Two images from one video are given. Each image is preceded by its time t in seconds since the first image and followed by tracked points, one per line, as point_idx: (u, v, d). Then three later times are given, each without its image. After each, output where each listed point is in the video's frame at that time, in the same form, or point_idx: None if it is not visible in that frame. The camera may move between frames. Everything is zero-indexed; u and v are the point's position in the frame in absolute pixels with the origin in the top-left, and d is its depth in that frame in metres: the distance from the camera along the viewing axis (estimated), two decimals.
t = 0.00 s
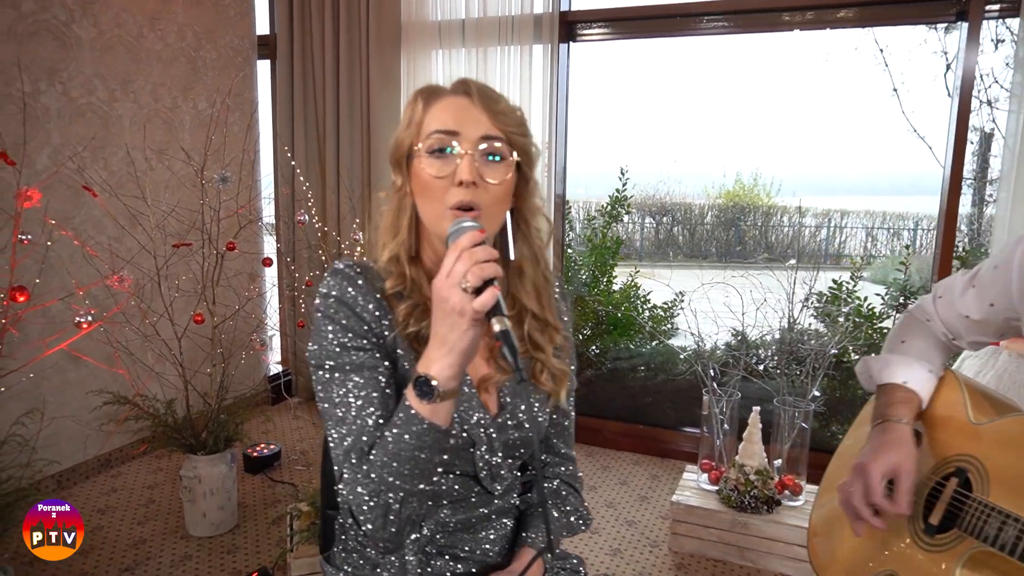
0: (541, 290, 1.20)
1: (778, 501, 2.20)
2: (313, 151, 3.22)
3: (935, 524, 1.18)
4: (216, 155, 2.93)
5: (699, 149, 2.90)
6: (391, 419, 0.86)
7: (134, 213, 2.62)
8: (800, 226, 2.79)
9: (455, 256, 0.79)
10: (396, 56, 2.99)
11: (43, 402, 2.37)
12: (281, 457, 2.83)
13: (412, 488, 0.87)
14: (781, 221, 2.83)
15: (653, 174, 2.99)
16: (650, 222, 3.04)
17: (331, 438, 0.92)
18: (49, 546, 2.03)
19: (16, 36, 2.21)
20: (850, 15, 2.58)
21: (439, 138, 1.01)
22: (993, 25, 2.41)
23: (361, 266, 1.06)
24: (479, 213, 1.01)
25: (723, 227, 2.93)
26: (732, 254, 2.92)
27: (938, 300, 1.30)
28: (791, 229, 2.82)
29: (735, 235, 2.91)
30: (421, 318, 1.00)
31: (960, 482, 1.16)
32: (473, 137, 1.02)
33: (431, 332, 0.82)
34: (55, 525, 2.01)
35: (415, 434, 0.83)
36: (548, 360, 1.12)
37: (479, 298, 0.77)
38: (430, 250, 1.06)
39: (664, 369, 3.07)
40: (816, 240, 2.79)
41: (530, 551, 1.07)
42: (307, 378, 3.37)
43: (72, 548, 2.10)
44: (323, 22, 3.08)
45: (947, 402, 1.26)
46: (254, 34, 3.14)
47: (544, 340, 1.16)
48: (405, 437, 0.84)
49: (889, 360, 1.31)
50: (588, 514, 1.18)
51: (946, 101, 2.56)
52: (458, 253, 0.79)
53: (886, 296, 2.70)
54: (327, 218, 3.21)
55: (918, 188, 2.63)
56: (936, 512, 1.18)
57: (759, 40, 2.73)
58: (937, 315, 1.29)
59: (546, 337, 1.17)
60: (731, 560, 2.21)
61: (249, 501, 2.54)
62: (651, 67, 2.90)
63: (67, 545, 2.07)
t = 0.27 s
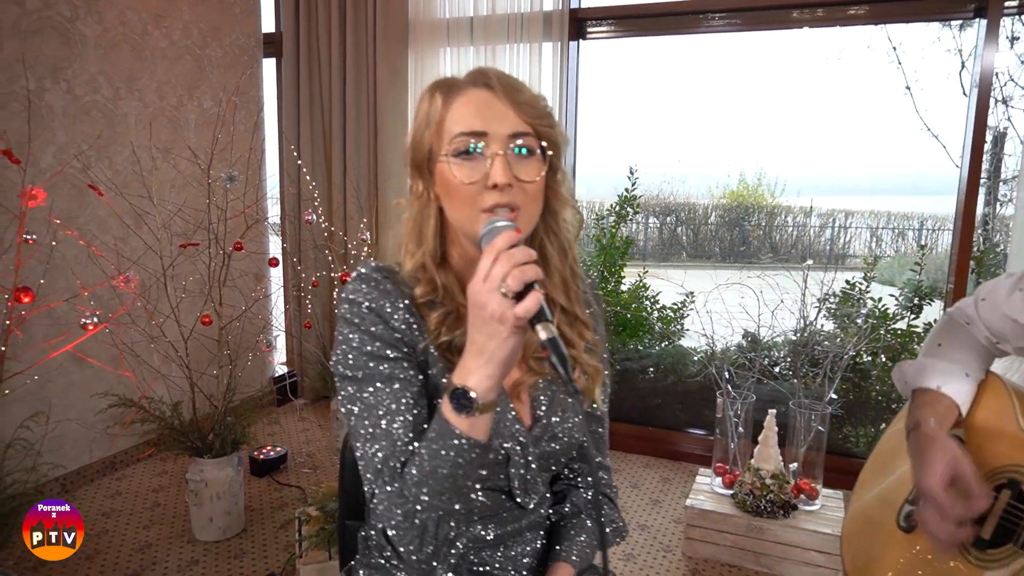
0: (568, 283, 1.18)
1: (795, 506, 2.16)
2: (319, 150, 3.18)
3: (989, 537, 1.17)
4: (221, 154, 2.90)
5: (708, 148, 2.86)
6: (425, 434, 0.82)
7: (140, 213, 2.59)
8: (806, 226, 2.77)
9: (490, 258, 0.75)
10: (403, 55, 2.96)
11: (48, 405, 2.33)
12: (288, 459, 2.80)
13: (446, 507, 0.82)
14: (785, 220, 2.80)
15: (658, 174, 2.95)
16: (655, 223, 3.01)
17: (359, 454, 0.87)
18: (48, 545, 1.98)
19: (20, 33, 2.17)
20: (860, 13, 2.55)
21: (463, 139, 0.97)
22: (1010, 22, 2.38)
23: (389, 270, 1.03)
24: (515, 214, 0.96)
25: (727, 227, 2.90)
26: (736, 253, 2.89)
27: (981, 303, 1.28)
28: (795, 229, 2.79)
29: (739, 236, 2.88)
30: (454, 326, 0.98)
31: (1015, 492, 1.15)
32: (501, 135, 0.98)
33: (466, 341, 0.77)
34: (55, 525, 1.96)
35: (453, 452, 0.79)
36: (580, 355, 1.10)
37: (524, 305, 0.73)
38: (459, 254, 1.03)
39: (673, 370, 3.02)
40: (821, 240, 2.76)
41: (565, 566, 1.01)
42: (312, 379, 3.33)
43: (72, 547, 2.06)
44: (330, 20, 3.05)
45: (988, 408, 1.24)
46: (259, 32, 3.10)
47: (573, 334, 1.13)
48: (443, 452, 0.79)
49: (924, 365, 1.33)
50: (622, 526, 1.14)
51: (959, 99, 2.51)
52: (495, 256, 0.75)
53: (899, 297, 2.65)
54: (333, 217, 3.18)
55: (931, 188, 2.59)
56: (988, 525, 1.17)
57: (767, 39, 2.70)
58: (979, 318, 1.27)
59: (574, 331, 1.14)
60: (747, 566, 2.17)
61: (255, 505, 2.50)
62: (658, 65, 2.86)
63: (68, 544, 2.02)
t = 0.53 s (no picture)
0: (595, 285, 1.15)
1: (810, 512, 2.12)
2: (323, 150, 3.15)
3: None
4: (225, 154, 2.86)
5: (715, 148, 2.82)
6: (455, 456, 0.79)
7: (142, 213, 2.55)
8: (806, 227, 2.73)
9: (526, 273, 0.72)
10: (408, 54, 2.92)
11: (49, 409, 2.29)
12: (292, 464, 2.76)
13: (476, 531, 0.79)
14: (787, 222, 2.76)
15: (659, 176, 2.90)
16: (656, 223, 2.96)
17: (383, 475, 0.84)
18: (48, 545, 1.97)
19: (21, 31, 2.13)
20: (870, 10, 2.51)
21: (485, 149, 0.93)
22: None
23: (411, 278, 0.99)
24: (545, 224, 0.93)
25: (730, 227, 2.86)
26: (739, 253, 2.85)
27: None
28: (796, 231, 2.76)
29: (742, 235, 2.84)
30: (483, 340, 0.95)
31: None
32: (523, 141, 0.93)
33: (499, 361, 0.74)
34: (55, 525, 1.96)
35: (484, 475, 0.76)
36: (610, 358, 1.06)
37: (564, 323, 0.70)
38: (484, 265, 0.99)
39: (682, 373, 2.96)
40: (822, 241, 2.72)
41: None
42: (316, 382, 3.29)
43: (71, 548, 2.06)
44: (334, 18, 3.01)
45: None
46: (263, 31, 3.07)
47: (598, 336, 1.10)
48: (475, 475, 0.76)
49: (975, 362, 1.28)
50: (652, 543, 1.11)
51: (971, 97, 2.47)
52: (531, 273, 0.72)
53: (912, 298, 2.61)
54: (337, 216, 3.14)
55: (941, 188, 2.54)
56: None
57: (776, 37, 2.66)
58: None
59: (600, 333, 1.11)
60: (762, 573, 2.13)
61: (259, 510, 2.46)
62: (665, 64, 2.82)
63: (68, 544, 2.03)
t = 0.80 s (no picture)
0: (617, 290, 1.12)
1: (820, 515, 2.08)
2: (324, 150, 3.11)
3: None
4: (225, 154, 2.83)
5: (720, 147, 2.77)
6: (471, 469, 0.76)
7: (141, 213, 2.52)
8: (807, 227, 2.70)
9: (548, 277, 0.68)
10: (410, 52, 2.89)
11: (47, 412, 2.26)
12: (293, 467, 2.73)
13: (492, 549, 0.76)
14: (788, 221, 2.73)
15: (660, 175, 2.87)
16: (656, 223, 2.92)
17: (396, 488, 0.82)
18: (48, 545, 1.96)
19: (17, 28, 2.10)
20: (875, 7, 2.47)
21: (499, 149, 0.89)
22: None
23: (424, 279, 0.97)
24: (561, 228, 0.90)
25: (731, 227, 2.82)
26: (740, 253, 2.82)
27: None
28: (797, 231, 2.72)
29: (743, 235, 2.81)
30: (501, 344, 0.93)
31: None
32: (537, 140, 0.89)
33: (518, 371, 0.71)
34: (55, 525, 1.94)
35: (502, 490, 0.73)
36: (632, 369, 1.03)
37: (589, 333, 0.66)
38: (501, 267, 0.97)
39: (687, 374, 2.93)
40: (824, 241, 2.68)
41: None
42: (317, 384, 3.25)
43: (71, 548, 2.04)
44: (335, 16, 2.97)
45: None
46: (262, 29, 3.03)
47: (621, 345, 1.08)
48: (492, 491, 0.73)
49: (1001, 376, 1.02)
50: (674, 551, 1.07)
51: (979, 94, 2.43)
52: (553, 278, 0.68)
53: (919, 297, 2.58)
54: (339, 214, 3.11)
55: (939, 187, 2.52)
56: None
57: (780, 34, 2.61)
58: None
59: (623, 342, 1.08)
60: None
61: (261, 514, 2.43)
62: (667, 61, 2.77)
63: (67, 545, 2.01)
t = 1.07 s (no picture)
0: (629, 297, 1.12)
1: (824, 516, 2.06)
2: (321, 149, 3.09)
3: None
4: (221, 153, 2.80)
5: (718, 146, 2.75)
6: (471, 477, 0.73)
7: (137, 213, 2.49)
8: (805, 227, 2.67)
9: (551, 278, 0.66)
10: (408, 51, 2.86)
11: (41, 414, 2.23)
12: (291, 468, 2.70)
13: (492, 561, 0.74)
14: (786, 221, 2.70)
15: (658, 175, 2.84)
16: (653, 223, 2.89)
17: (393, 495, 0.79)
18: (48, 545, 1.94)
19: (11, 25, 2.07)
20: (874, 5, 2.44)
21: (507, 139, 0.87)
22: None
23: (424, 276, 0.94)
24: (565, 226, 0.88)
25: (728, 227, 2.79)
26: (737, 253, 2.79)
27: None
28: (795, 231, 2.70)
29: (740, 236, 2.78)
30: (501, 340, 0.91)
31: None
32: (547, 132, 0.87)
33: (520, 377, 0.68)
34: (55, 525, 1.93)
35: (502, 501, 0.70)
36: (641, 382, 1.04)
37: (597, 335, 0.63)
38: (502, 261, 0.94)
39: (688, 374, 2.92)
40: (822, 241, 2.67)
41: None
42: (314, 385, 3.23)
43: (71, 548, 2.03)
44: (333, 14, 2.95)
45: None
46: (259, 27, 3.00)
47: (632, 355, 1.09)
48: (492, 501, 0.71)
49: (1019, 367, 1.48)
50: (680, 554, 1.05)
51: (981, 92, 2.40)
52: (556, 279, 0.66)
53: (920, 297, 2.56)
54: (336, 213, 3.08)
55: (944, 188, 2.49)
56: None
57: (778, 31, 2.58)
58: None
59: (634, 351, 1.10)
60: None
61: (258, 517, 2.40)
62: (666, 60, 2.75)
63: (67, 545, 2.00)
